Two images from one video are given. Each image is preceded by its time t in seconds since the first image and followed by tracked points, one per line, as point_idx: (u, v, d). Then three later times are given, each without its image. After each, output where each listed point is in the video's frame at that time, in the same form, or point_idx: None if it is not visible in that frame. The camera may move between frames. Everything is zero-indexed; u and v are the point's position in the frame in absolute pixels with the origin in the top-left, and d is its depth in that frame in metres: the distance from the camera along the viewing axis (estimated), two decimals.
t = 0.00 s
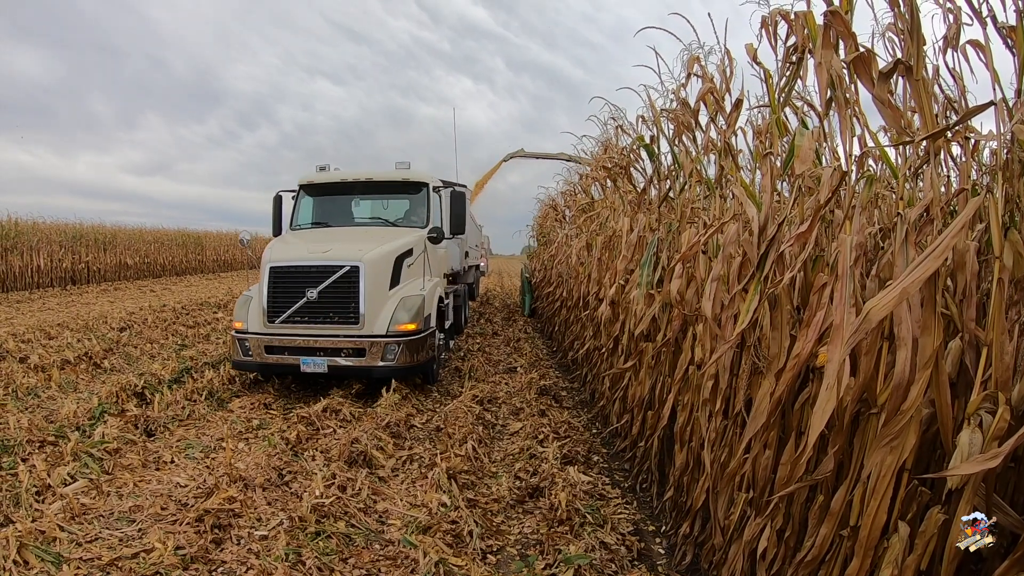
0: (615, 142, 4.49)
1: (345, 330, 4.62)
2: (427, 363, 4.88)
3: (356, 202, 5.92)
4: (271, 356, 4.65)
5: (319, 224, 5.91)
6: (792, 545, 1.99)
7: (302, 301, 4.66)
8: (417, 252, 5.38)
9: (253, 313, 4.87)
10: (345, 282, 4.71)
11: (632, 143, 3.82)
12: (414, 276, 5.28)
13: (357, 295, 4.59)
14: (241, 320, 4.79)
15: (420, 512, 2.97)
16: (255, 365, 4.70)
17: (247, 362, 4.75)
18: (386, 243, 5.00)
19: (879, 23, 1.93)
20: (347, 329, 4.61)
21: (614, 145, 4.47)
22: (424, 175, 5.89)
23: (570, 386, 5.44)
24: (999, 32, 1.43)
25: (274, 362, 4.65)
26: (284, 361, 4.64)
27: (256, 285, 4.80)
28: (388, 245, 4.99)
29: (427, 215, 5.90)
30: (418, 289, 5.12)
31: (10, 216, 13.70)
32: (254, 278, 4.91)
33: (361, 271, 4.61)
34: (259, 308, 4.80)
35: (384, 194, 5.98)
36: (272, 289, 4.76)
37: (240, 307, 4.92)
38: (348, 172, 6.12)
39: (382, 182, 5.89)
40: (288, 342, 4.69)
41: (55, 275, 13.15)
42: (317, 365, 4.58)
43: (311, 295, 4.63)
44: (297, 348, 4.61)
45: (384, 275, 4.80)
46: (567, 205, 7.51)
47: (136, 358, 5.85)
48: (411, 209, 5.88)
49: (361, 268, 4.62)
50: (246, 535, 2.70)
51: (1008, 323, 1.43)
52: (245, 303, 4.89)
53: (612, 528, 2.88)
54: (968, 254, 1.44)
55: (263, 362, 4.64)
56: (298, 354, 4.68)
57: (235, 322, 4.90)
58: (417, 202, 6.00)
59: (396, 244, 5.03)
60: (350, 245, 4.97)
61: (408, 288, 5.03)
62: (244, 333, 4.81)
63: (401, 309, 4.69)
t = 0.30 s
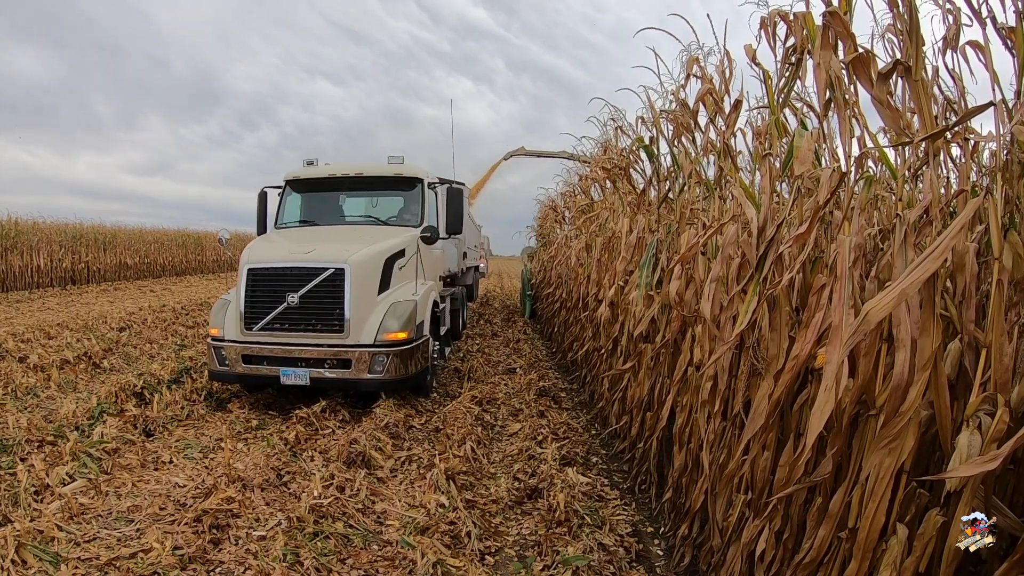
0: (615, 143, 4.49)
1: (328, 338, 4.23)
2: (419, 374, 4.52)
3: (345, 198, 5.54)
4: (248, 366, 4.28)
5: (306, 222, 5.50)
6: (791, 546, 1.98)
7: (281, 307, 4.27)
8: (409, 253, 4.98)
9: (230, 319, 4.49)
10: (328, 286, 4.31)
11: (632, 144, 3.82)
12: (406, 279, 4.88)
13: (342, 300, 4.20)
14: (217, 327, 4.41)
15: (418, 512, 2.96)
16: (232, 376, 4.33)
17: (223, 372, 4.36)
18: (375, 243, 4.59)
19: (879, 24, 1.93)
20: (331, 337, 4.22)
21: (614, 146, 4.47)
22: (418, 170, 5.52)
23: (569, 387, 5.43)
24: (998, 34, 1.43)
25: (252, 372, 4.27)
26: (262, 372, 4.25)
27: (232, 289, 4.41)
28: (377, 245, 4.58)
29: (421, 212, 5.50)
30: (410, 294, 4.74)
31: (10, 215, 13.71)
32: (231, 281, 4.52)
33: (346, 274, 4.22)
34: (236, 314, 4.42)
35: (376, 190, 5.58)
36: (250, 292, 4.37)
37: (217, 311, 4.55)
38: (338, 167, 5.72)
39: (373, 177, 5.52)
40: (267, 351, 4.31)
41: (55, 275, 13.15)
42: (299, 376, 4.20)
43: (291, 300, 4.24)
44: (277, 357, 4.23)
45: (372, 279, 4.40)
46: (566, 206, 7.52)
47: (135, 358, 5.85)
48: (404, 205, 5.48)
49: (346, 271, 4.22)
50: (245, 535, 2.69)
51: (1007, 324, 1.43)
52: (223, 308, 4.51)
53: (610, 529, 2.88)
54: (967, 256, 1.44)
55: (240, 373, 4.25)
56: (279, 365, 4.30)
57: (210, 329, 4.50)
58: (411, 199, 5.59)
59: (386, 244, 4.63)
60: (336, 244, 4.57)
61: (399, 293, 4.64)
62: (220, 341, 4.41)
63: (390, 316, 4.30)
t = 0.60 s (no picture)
0: (615, 142, 4.49)
1: (310, 347, 3.92)
2: (410, 386, 4.19)
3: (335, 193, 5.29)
4: (224, 379, 3.96)
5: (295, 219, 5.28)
6: (792, 542, 1.99)
7: (259, 312, 3.96)
8: (399, 253, 4.68)
9: (206, 327, 4.18)
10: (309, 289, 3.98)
11: (632, 142, 3.83)
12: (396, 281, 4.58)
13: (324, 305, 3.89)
14: (192, 334, 4.10)
15: (420, 511, 2.97)
16: (208, 389, 4.03)
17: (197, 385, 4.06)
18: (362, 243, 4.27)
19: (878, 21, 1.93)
20: (313, 345, 3.91)
21: (615, 145, 4.47)
22: (410, 163, 5.27)
23: (571, 386, 5.44)
24: (998, 30, 1.43)
25: (229, 384, 3.97)
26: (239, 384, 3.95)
27: (207, 294, 4.09)
28: (364, 245, 4.26)
29: (414, 208, 5.24)
30: (400, 298, 4.43)
31: (11, 217, 13.72)
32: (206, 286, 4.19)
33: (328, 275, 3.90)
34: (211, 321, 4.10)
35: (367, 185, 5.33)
36: (225, 297, 4.07)
37: (192, 318, 4.25)
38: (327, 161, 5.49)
39: (363, 171, 5.26)
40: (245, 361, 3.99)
41: (55, 276, 13.16)
42: (278, 391, 3.88)
43: (270, 305, 3.92)
44: (255, 368, 3.93)
45: (358, 282, 4.08)
46: (567, 205, 7.53)
47: (135, 358, 5.86)
48: (396, 201, 5.23)
49: (328, 273, 3.91)
50: (247, 535, 2.69)
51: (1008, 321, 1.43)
52: (198, 315, 4.20)
53: (612, 527, 2.88)
54: (967, 252, 1.44)
55: (215, 385, 3.96)
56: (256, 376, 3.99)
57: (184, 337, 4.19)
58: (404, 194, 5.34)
59: (372, 244, 4.31)
60: (319, 244, 4.26)
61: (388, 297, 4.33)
62: (194, 350, 4.11)
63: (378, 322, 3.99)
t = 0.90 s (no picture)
0: (618, 140, 4.49)
1: (289, 358, 3.53)
2: (404, 399, 3.85)
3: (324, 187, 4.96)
4: (198, 393, 3.64)
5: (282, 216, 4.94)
6: (794, 539, 1.99)
7: (233, 319, 3.58)
8: (390, 252, 4.26)
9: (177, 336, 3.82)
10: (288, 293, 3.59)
11: (634, 141, 3.82)
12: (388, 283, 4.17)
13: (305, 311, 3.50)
14: (162, 344, 3.76)
15: (424, 510, 2.97)
16: (181, 403, 3.70)
17: (167, 399, 3.72)
18: (348, 241, 3.87)
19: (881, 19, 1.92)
20: (293, 356, 3.52)
21: (617, 144, 4.47)
22: (406, 155, 5.00)
23: (574, 384, 5.45)
24: (999, 27, 1.43)
25: (201, 399, 3.63)
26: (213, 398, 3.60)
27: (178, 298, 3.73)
28: (350, 243, 3.85)
29: (410, 203, 4.92)
30: (392, 302, 4.02)
31: (16, 219, 13.81)
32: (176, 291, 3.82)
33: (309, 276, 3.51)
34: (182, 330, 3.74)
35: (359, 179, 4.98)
36: (198, 301, 3.69)
37: (164, 324, 3.88)
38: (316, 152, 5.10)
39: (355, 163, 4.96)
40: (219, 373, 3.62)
41: (59, 278, 13.23)
42: (256, 406, 3.54)
43: (245, 311, 3.55)
44: (230, 381, 3.59)
45: (344, 285, 3.68)
46: (569, 204, 7.54)
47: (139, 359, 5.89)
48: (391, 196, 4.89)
49: (309, 275, 3.51)
50: (252, 535, 2.70)
51: (1011, 318, 1.42)
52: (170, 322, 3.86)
53: (616, 526, 2.88)
54: (970, 250, 1.44)
55: (186, 399, 3.62)
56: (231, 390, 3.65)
57: (154, 346, 3.83)
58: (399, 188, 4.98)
59: (360, 242, 3.90)
60: (301, 242, 3.87)
61: (379, 301, 3.94)
62: (165, 361, 3.76)
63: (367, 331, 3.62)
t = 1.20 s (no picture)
0: (621, 139, 4.48)
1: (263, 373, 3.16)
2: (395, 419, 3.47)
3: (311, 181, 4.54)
4: (164, 411, 3.30)
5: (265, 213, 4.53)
6: (799, 535, 1.99)
7: (202, 328, 3.20)
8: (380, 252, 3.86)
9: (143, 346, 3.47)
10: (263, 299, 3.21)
11: (638, 139, 3.82)
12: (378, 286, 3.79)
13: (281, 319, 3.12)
14: (127, 356, 3.41)
15: (430, 509, 2.98)
16: (147, 422, 3.37)
17: (133, 416, 3.40)
18: (332, 240, 3.50)
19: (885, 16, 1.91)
20: (269, 371, 3.14)
21: (620, 142, 4.47)
22: (400, 146, 4.57)
23: (579, 383, 5.45)
24: (1003, 24, 1.42)
25: (167, 417, 3.30)
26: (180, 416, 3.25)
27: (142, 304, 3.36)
28: (334, 242, 3.48)
29: (405, 198, 4.50)
30: (381, 307, 3.64)
31: (21, 222, 13.90)
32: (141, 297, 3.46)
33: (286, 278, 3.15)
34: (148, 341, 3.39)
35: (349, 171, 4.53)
36: (164, 308, 3.31)
37: (129, 334, 3.57)
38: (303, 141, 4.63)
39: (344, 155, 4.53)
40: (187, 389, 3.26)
41: (63, 279, 13.29)
42: (228, 425, 3.19)
43: (214, 320, 3.17)
44: (199, 398, 3.24)
45: (327, 290, 3.30)
46: (573, 203, 7.54)
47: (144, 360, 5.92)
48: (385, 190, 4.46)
49: (285, 278, 3.14)
50: (257, 534, 2.72)
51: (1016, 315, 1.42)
52: (137, 331, 3.52)
53: (621, 523, 2.89)
54: (974, 246, 1.43)
55: (152, 417, 3.29)
56: (201, 408, 3.30)
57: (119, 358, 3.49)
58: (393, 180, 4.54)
59: (343, 241, 3.51)
60: (279, 241, 3.49)
61: (367, 306, 3.56)
62: (130, 374, 3.42)
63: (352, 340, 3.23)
